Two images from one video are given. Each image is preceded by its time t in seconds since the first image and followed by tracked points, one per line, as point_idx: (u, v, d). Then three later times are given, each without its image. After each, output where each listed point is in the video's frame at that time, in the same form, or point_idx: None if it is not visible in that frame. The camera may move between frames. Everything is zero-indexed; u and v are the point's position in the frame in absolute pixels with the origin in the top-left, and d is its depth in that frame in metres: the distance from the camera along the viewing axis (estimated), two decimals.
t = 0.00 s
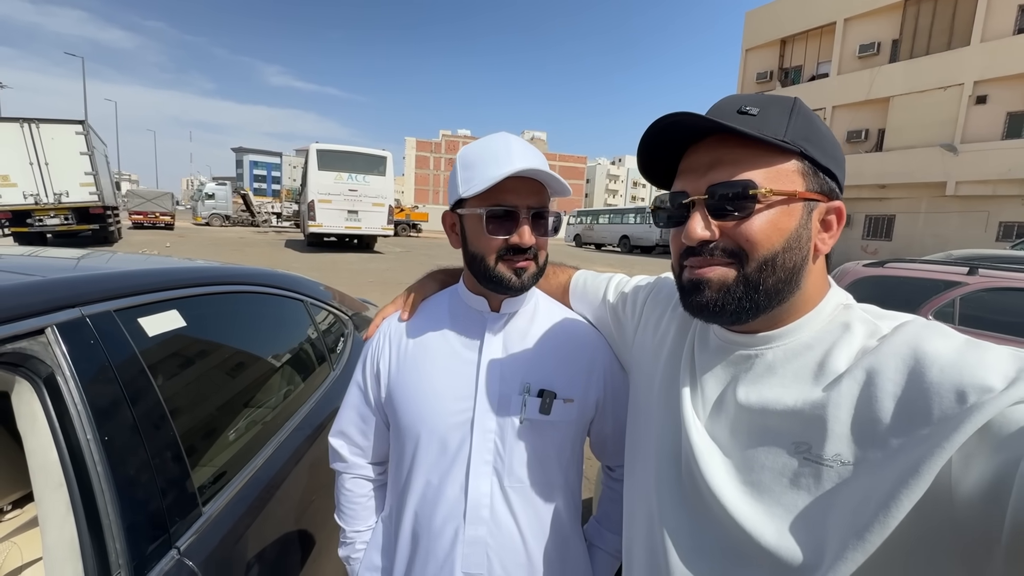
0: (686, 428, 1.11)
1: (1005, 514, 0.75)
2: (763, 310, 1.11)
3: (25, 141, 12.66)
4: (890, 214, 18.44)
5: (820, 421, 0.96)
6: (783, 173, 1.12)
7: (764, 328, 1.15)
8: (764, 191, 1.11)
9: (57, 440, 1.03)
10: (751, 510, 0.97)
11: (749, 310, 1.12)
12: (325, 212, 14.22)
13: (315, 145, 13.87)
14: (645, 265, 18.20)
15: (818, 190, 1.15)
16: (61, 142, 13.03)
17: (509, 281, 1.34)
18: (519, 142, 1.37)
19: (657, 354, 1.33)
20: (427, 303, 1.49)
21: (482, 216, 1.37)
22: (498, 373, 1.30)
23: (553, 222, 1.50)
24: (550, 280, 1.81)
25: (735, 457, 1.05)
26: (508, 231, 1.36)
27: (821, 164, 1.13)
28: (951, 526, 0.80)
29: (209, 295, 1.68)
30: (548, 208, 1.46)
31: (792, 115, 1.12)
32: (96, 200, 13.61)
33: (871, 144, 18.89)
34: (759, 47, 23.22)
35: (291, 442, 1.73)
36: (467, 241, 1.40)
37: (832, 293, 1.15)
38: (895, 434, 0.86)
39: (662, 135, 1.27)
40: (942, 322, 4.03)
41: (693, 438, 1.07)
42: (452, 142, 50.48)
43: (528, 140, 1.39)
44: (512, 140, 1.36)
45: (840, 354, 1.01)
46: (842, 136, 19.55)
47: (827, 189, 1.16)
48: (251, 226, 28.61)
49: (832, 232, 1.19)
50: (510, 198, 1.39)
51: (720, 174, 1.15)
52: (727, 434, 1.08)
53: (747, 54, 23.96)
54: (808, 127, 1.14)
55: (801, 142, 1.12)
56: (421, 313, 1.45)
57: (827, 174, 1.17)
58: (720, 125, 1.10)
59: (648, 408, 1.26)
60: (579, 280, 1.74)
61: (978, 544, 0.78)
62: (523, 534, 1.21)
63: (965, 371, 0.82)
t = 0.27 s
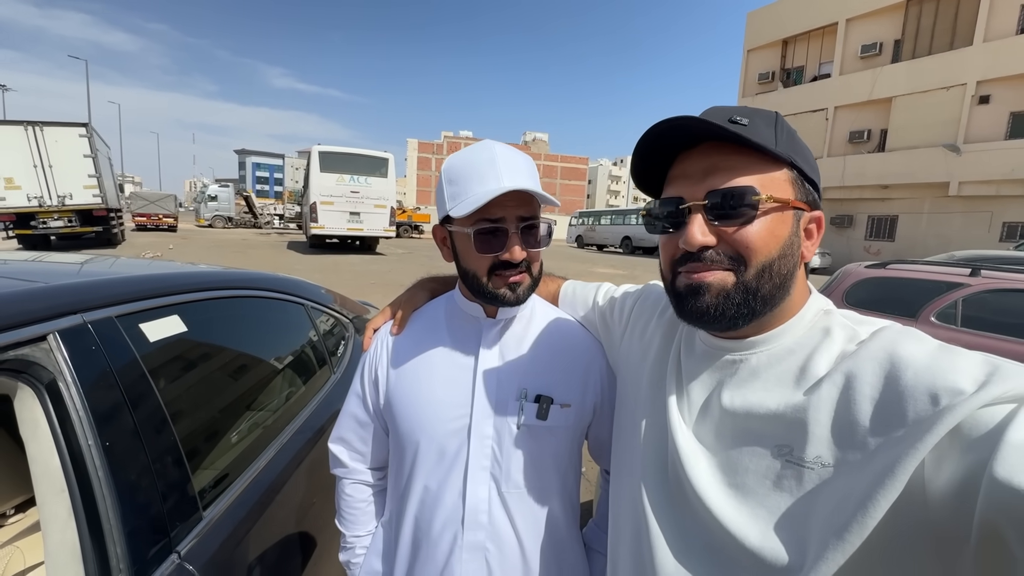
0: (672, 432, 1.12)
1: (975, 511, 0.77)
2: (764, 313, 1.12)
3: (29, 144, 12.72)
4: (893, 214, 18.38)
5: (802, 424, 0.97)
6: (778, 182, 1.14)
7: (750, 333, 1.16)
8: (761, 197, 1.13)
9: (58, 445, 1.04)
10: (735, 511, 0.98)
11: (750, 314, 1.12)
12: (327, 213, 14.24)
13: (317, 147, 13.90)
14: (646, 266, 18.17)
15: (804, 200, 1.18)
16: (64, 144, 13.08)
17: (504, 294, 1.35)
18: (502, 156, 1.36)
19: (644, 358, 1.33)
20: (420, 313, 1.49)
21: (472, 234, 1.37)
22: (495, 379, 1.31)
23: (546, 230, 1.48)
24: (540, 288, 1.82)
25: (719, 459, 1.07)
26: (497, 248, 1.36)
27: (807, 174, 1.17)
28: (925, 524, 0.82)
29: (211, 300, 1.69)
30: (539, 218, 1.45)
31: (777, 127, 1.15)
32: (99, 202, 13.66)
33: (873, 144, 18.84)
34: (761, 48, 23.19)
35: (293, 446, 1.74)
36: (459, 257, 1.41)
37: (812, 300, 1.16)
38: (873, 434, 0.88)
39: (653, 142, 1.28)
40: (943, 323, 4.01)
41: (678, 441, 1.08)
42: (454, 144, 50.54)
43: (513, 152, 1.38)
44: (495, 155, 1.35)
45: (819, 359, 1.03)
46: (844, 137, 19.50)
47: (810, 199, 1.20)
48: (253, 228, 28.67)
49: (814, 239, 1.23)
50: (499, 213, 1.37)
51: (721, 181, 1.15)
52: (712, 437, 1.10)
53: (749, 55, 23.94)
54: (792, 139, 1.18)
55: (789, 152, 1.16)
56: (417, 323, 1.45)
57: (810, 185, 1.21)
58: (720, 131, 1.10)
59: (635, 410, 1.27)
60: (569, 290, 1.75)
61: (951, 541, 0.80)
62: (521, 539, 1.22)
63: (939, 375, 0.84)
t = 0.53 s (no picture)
0: (671, 437, 1.10)
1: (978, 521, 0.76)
2: (746, 323, 1.11)
3: (32, 146, 12.77)
4: (895, 215, 18.34)
5: (802, 432, 0.97)
6: (761, 186, 1.12)
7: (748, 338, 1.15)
8: (743, 204, 1.11)
9: (58, 451, 1.04)
10: (734, 517, 0.98)
11: (732, 324, 1.11)
12: (329, 215, 14.26)
13: (318, 149, 13.93)
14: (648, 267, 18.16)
15: (795, 203, 1.16)
16: (67, 146, 13.11)
17: (501, 300, 1.34)
18: (495, 160, 1.35)
19: (643, 362, 1.32)
20: (418, 319, 1.48)
21: (468, 239, 1.36)
22: (492, 384, 1.30)
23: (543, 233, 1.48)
24: (538, 293, 1.82)
25: (719, 464, 1.06)
26: (494, 252, 1.35)
27: (796, 177, 1.14)
28: (926, 535, 0.82)
29: (212, 304, 1.69)
30: (535, 221, 1.44)
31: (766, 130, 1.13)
32: (102, 205, 13.71)
33: (875, 144, 18.81)
34: (762, 48, 23.16)
35: (294, 449, 1.74)
36: (456, 263, 1.40)
37: (813, 304, 1.15)
38: (876, 441, 0.87)
39: (639, 151, 1.28)
40: (947, 325, 3.99)
41: (678, 446, 1.07)
42: (456, 145, 50.53)
43: (507, 156, 1.37)
44: (489, 160, 1.35)
45: (820, 365, 1.02)
46: (846, 137, 19.48)
47: (803, 201, 1.17)
48: (255, 229, 28.74)
49: (810, 242, 1.19)
50: (494, 217, 1.37)
51: (701, 189, 1.14)
52: (712, 443, 1.09)
53: (750, 56, 23.93)
54: (781, 140, 1.15)
55: (776, 155, 1.13)
56: (414, 330, 1.44)
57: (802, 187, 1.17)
58: (696, 141, 1.11)
59: (634, 415, 1.26)
60: (568, 295, 1.75)
61: (953, 552, 0.79)
62: (522, 545, 1.21)
63: (942, 384, 0.83)
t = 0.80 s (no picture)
0: (683, 436, 1.10)
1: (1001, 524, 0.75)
2: (700, 326, 1.16)
3: (35, 148, 12.78)
4: (897, 215, 18.30)
5: (818, 432, 0.96)
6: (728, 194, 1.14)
7: (758, 337, 1.16)
8: (705, 213, 1.16)
9: (63, 451, 1.03)
10: (747, 518, 0.97)
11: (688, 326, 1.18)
12: (330, 216, 14.26)
13: (320, 150, 13.93)
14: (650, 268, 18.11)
15: (773, 207, 1.14)
16: (69, 148, 13.12)
17: (511, 299, 1.33)
18: (506, 159, 1.34)
19: (656, 362, 1.32)
20: (426, 316, 1.48)
21: (479, 236, 1.35)
22: (503, 381, 1.30)
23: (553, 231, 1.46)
24: (547, 293, 1.82)
25: (731, 464, 1.05)
26: (504, 251, 1.34)
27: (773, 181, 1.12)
28: (944, 538, 0.81)
29: (217, 303, 1.68)
30: (545, 220, 1.43)
31: (754, 131, 1.13)
32: (103, 206, 13.73)
33: (877, 144, 18.78)
34: (764, 48, 23.12)
35: (299, 450, 1.73)
36: (466, 260, 1.39)
37: (829, 302, 1.15)
38: (894, 442, 0.86)
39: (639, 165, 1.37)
40: (951, 325, 3.97)
41: (689, 445, 1.07)
42: (457, 146, 50.47)
43: (518, 154, 1.37)
44: (500, 159, 1.34)
45: (836, 365, 1.02)
46: (848, 137, 19.45)
47: (785, 205, 1.14)
48: (257, 230, 28.76)
49: (800, 246, 1.15)
50: (505, 215, 1.35)
51: (671, 197, 1.21)
52: (724, 443, 1.08)
53: (751, 56, 23.90)
54: (773, 137, 1.13)
55: (752, 160, 1.13)
56: (421, 328, 1.43)
57: (789, 190, 1.14)
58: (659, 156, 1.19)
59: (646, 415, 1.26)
60: (578, 296, 1.75)
61: (969, 556, 0.78)
62: (530, 545, 1.20)
63: (963, 385, 0.82)
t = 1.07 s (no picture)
0: (692, 435, 1.10)
1: (1017, 528, 0.75)
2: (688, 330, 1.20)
3: (36, 149, 12.79)
4: (898, 215, 18.28)
5: (830, 432, 0.96)
6: (719, 199, 1.15)
7: (769, 338, 1.16)
8: (697, 220, 1.18)
9: (69, 453, 1.02)
10: (758, 519, 0.97)
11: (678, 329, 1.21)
12: (331, 217, 14.26)
13: (320, 151, 13.93)
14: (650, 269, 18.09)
15: (765, 214, 1.13)
16: (70, 149, 13.12)
17: (517, 303, 1.32)
18: (518, 161, 1.34)
19: (664, 362, 1.32)
20: (433, 316, 1.47)
21: (487, 238, 1.34)
22: (511, 381, 1.29)
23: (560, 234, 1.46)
24: (554, 295, 1.82)
25: (741, 465, 1.05)
26: (512, 253, 1.34)
27: (764, 187, 1.11)
28: (958, 540, 0.81)
29: (219, 303, 1.68)
30: (553, 224, 1.42)
31: (749, 135, 1.13)
32: (104, 207, 13.74)
33: (878, 145, 18.77)
34: (764, 49, 23.12)
35: (303, 450, 1.73)
36: (473, 263, 1.39)
37: (843, 302, 1.15)
38: (909, 445, 0.86)
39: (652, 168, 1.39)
40: (954, 325, 3.96)
41: (699, 445, 1.06)
42: (457, 147, 50.48)
43: (528, 159, 1.35)
44: (512, 160, 1.33)
45: (850, 366, 1.02)
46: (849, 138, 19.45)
47: (779, 211, 1.12)
48: (257, 231, 28.78)
49: (795, 253, 1.13)
50: (515, 217, 1.35)
51: (670, 201, 1.24)
52: (734, 443, 1.08)
53: (751, 57, 23.90)
54: (769, 141, 1.11)
55: (744, 165, 1.12)
56: (428, 328, 1.43)
57: (784, 197, 1.12)
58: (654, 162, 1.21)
59: (654, 416, 1.25)
60: (585, 297, 1.75)
61: (984, 560, 0.78)
62: (537, 546, 1.19)
63: (981, 387, 0.81)
